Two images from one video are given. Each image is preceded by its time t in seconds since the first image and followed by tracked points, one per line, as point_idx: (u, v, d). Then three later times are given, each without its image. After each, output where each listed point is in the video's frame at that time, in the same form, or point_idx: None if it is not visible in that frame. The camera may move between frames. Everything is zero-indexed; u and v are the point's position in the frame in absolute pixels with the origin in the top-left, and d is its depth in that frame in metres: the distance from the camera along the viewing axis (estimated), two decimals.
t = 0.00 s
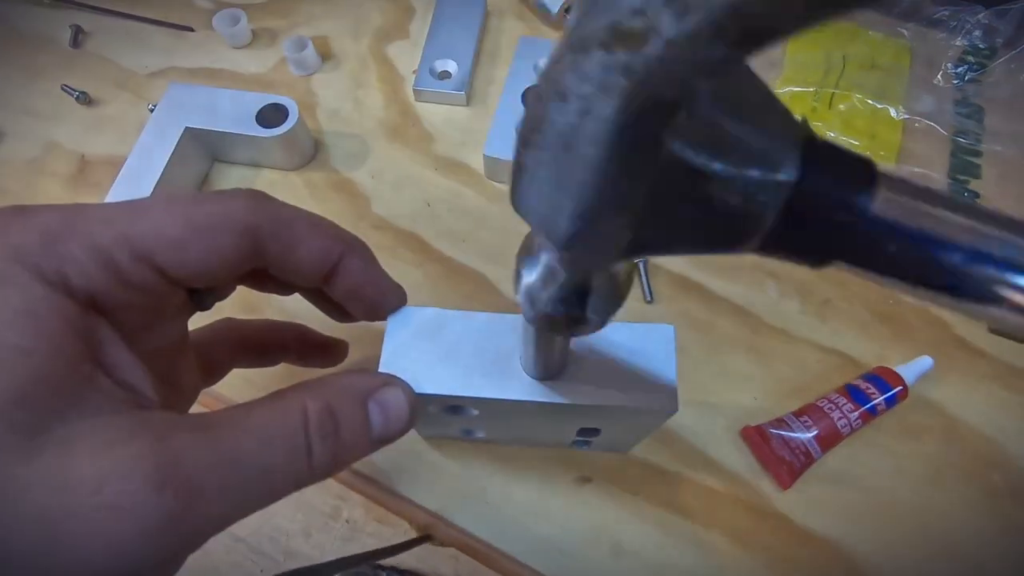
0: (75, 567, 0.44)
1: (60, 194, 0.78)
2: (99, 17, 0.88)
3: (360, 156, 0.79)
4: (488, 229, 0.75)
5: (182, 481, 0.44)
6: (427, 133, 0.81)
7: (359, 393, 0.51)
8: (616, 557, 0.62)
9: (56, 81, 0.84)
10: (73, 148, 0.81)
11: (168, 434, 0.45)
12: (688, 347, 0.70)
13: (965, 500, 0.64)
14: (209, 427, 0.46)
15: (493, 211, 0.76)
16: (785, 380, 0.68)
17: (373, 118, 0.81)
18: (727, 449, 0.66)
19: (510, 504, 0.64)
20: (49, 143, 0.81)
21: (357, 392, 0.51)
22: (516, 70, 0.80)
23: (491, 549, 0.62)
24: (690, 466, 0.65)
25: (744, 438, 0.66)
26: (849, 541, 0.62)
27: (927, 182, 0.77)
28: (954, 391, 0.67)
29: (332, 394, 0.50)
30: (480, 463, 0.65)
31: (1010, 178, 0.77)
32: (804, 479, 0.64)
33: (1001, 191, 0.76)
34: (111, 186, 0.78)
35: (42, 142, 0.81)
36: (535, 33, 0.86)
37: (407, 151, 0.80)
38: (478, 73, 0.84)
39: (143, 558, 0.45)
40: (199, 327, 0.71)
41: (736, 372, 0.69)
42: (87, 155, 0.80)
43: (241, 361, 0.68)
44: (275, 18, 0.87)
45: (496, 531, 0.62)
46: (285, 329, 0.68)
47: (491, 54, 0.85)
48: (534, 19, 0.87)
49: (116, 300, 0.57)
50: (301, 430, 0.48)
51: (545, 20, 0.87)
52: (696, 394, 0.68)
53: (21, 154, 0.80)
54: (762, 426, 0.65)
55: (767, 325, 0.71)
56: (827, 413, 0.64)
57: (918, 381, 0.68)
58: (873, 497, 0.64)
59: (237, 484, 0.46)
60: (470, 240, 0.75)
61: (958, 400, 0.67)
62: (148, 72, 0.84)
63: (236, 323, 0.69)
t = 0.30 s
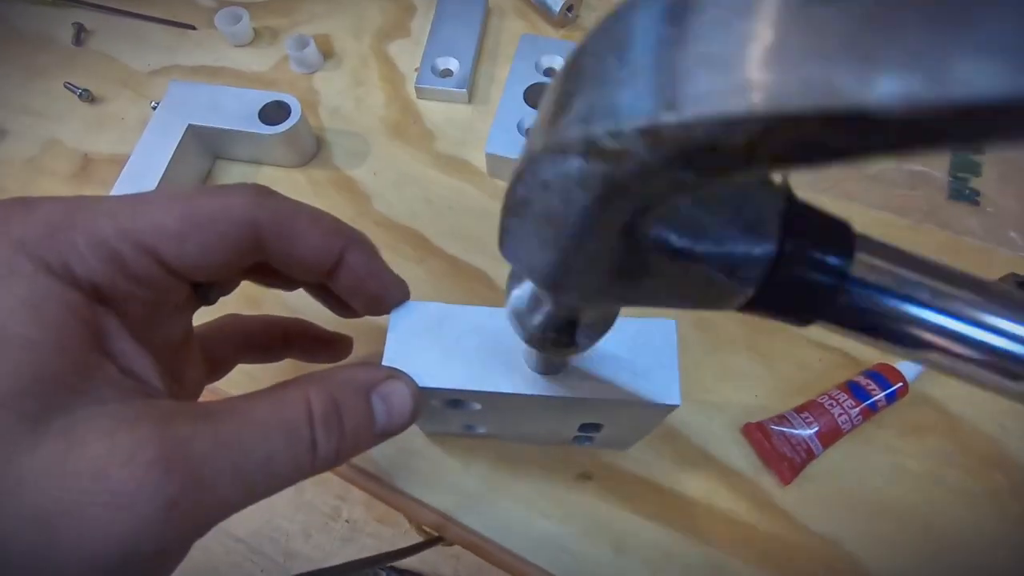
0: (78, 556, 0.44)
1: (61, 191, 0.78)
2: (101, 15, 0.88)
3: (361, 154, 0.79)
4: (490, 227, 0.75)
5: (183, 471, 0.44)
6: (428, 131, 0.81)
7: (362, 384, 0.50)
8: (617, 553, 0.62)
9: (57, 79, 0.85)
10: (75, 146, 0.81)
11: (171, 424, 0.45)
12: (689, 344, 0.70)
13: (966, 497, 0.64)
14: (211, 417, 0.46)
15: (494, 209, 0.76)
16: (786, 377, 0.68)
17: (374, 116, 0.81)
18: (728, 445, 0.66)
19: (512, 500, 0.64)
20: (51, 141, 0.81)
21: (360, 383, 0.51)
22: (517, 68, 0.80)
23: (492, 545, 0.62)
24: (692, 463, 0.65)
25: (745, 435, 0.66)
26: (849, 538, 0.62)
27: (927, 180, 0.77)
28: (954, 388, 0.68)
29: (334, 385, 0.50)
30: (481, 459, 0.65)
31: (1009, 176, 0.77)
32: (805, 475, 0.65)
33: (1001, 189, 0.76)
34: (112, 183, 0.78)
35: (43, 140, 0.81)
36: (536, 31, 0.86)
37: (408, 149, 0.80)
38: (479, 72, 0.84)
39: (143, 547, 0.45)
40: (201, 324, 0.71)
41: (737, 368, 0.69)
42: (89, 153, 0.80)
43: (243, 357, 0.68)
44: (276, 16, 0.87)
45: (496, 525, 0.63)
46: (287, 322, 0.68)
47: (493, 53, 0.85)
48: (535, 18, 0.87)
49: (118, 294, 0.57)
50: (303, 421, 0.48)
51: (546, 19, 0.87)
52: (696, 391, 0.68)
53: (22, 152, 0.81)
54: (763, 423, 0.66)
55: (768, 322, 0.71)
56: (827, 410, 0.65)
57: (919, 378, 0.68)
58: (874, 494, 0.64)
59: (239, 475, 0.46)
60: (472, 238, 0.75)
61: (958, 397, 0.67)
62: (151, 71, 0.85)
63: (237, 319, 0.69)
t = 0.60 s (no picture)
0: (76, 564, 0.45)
1: (60, 194, 0.78)
2: (99, 18, 0.88)
3: (360, 157, 0.80)
4: (489, 231, 0.76)
5: (181, 478, 0.45)
6: (427, 134, 0.81)
7: (360, 390, 0.51)
8: (616, 558, 0.62)
9: (56, 82, 0.85)
10: (74, 150, 0.81)
11: (168, 430, 0.45)
12: (687, 348, 0.70)
13: (963, 501, 0.64)
14: (208, 423, 0.47)
15: (493, 212, 0.76)
16: (783, 381, 0.68)
17: (373, 119, 0.82)
18: (726, 450, 0.66)
19: (510, 505, 0.64)
20: (50, 145, 0.81)
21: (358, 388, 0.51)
22: (516, 72, 0.80)
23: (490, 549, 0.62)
24: (689, 467, 0.65)
25: (742, 439, 0.66)
26: (847, 542, 0.63)
27: (925, 184, 0.77)
28: (952, 393, 0.68)
29: (332, 391, 0.50)
30: (479, 463, 0.66)
31: (1008, 180, 0.77)
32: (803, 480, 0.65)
33: (998, 193, 0.77)
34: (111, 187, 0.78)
35: (42, 143, 0.81)
36: (535, 35, 0.87)
37: (407, 152, 0.80)
38: (478, 75, 0.84)
39: (143, 553, 0.45)
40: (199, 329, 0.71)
41: (735, 373, 0.69)
42: (87, 156, 0.80)
43: (240, 362, 0.68)
44: (275, 19, 0.87)
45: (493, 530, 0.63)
46: (285, 329, 0.69)
47: (492, 56, 0.85)
48: (534, 21, 0.87)
49: (114, 300, 0.57)
50: (301, 427, 0.48)
51: (545, 22, 0.87)
52: (695, 395, 0.68)
53: (22, 155, 0.81)
54: (760, 427, 0.66)
55: (766, 326, 0.71)
56: (825, 414, 0.65)
57: (917, 382, 0.68)
58: (872, 498, 0.64)
59: (237, 481, 0.46)
60: (471, 242, 0.75)
61: (956, 401, 0.67)
62: (150, 74, 0.85)
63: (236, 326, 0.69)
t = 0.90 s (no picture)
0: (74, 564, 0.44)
1: (57, 194, 0.78)
2: (98, 18, 0.88)
3: (359, 157, 0.79)
4: (488, 230, 0.75)
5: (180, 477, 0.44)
6: (426, 134, 0.81)
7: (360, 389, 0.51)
8: (616, 558, 0.62)
9: (54, 82, 0.84)
10: (72, 149, 0.81)
11: (166, 430, 0.45)
12: (687, 347, 0.70)
13: (964, 500, 0.64)
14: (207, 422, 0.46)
15: (492, 211, 0.76)
16: (783, 380, 0.68)
17: (372, 119, 0.81)
18: (726, 449, 0.66)
19: (509, 505, 0.64)
20: (47, 144, 0.81)
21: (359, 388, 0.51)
22: (516, 71, 0.80)
23: (490, 550, 0.62)
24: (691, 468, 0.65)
25: (742, 438, 0.66)
26: (848, 542, 0.62)
27: (925, 184, 0.77)
28: (953, 392, 0.68)
29: (332, 390, 0.50)
30: (479, 464, 0.65)
31: (1007, 180, 0.77)
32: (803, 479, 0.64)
33: (998, 193, 0.77)
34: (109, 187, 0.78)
35: (40, 143, 0.81)
36: (534, 35, 0.87)
37: (406, 152, 0.80)
38: (477, 75, 0.84)
39: (141, 554, 0.45)
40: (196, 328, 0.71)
41: (735, 372, 0.69)
42: (85, 156, 0.80)
43: (239, 363, 0.68)
44: (274, 19, 0.87)
45: (493, 530, 0.62)
46: (285, 331, 0.69)
47: (491, 56, 0.85)
48: (533, 21, 0.87)
49: (113, 301, 0.57)
50: (300, 426, 0.48)
51: (544, 21, 0.87)
52: (695, 395, 0.68)
53: (20, 155, 0.80)
54: (760, 427, 0.65)
55: (766, 326, 0.71)
56: (826, 414, 0.65)
57: (917, 382, 0.68)
58: (873, 498, 0.64)
59: (236, 480, 0.46)
60: (470, 242, 0.75)
61: (957, 401, 0.67)
62: (148, 74, 0.85)
63: (234, 326, 0.69)
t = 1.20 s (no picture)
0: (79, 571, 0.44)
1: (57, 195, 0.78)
2: (98, 19, 0.88)
3: (359, 157, 0.79)
4: (487, 231, 0.75)
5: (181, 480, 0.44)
6: (426, 134, 0.81)
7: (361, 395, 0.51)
8: (615, 559, 0.62)
9: (53, 82, 0.84)
10: (71, 150, 0.81)
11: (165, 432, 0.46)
12: (686, 348, 0.70)
13: (962, 501, 0.64)
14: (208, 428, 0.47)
15: (492, 212, 0.76)
16: (782, 381, 0.68)
17: (372, 120, 0.81)
18: (725, 450, 0.66)
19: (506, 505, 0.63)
20: (47, 145, 0.81)
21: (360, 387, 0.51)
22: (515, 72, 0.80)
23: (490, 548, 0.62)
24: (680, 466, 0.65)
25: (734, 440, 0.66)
26: (847, 542, 0.63)
27: (923, 186, 0.77)
28: (951, 393, 0.68)
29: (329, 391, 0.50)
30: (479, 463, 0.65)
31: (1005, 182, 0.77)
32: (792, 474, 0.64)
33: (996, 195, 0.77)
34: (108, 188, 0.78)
35: (39, 144, 0.81)
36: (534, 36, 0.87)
37: (405, 152, 0.80)
38: (476, 75, 0.84)
39: (141, 558, 0.45)
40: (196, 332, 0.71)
41: (734, 373, 0.69)
42: (84, 156, 0.80)
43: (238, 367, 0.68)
44: (273, 20, 0.87)
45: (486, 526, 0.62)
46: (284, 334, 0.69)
47: (490, 56, 0.85)
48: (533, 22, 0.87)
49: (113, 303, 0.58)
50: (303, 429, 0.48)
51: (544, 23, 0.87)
52: (695, 395, 0.68)
53: (19, 155, 0.80)
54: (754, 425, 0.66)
55: (764, 327, 0.71)
56: (823, 415, 0.65)
57: (915, 382, 0.68)
58: (871, 498, 0.64)
59: (239, 485, 0.46)
60: (470, 243, 0.75)
61: (955, 401, 0.68)
62: (147, 75, 0.85)
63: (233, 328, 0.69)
